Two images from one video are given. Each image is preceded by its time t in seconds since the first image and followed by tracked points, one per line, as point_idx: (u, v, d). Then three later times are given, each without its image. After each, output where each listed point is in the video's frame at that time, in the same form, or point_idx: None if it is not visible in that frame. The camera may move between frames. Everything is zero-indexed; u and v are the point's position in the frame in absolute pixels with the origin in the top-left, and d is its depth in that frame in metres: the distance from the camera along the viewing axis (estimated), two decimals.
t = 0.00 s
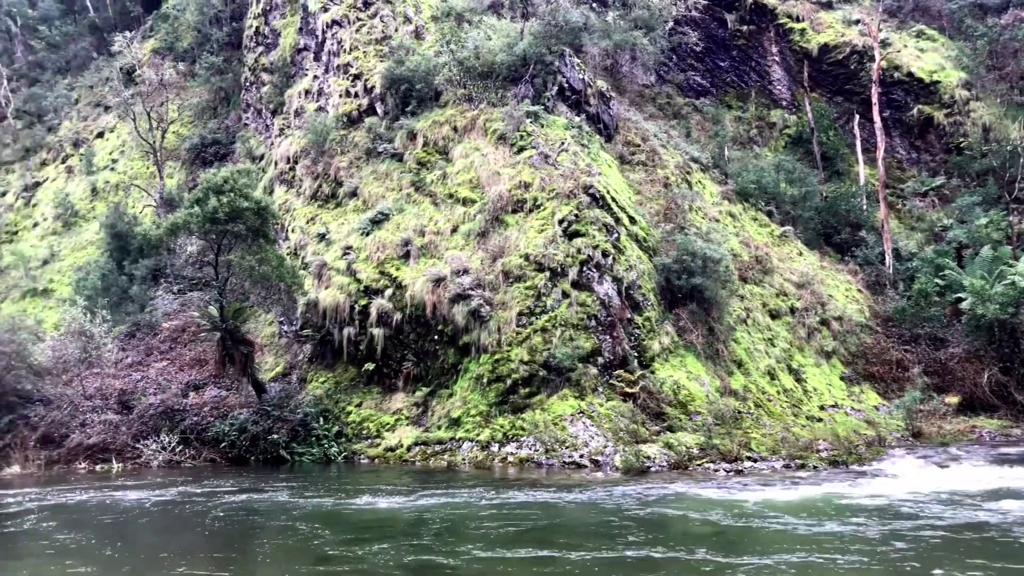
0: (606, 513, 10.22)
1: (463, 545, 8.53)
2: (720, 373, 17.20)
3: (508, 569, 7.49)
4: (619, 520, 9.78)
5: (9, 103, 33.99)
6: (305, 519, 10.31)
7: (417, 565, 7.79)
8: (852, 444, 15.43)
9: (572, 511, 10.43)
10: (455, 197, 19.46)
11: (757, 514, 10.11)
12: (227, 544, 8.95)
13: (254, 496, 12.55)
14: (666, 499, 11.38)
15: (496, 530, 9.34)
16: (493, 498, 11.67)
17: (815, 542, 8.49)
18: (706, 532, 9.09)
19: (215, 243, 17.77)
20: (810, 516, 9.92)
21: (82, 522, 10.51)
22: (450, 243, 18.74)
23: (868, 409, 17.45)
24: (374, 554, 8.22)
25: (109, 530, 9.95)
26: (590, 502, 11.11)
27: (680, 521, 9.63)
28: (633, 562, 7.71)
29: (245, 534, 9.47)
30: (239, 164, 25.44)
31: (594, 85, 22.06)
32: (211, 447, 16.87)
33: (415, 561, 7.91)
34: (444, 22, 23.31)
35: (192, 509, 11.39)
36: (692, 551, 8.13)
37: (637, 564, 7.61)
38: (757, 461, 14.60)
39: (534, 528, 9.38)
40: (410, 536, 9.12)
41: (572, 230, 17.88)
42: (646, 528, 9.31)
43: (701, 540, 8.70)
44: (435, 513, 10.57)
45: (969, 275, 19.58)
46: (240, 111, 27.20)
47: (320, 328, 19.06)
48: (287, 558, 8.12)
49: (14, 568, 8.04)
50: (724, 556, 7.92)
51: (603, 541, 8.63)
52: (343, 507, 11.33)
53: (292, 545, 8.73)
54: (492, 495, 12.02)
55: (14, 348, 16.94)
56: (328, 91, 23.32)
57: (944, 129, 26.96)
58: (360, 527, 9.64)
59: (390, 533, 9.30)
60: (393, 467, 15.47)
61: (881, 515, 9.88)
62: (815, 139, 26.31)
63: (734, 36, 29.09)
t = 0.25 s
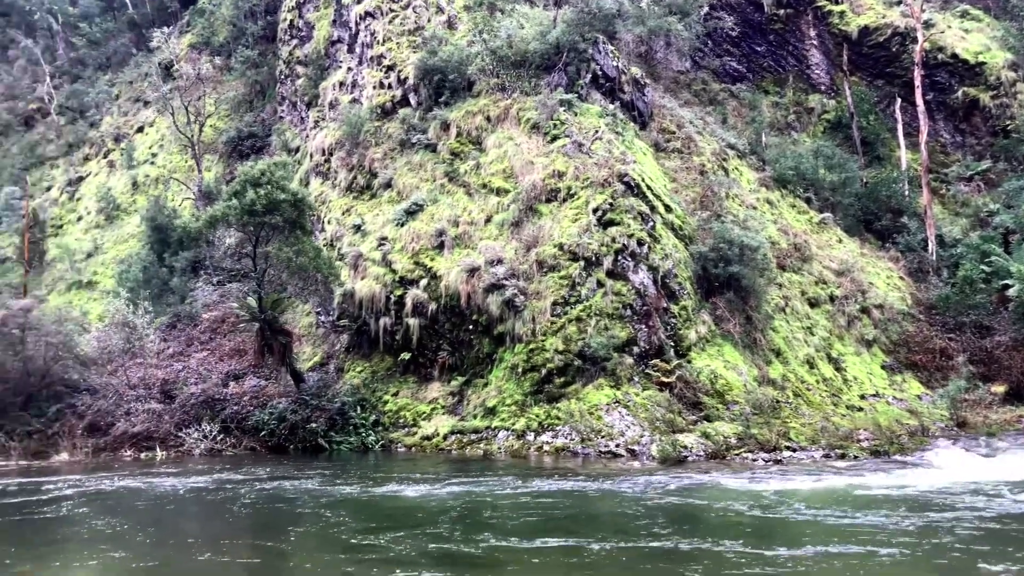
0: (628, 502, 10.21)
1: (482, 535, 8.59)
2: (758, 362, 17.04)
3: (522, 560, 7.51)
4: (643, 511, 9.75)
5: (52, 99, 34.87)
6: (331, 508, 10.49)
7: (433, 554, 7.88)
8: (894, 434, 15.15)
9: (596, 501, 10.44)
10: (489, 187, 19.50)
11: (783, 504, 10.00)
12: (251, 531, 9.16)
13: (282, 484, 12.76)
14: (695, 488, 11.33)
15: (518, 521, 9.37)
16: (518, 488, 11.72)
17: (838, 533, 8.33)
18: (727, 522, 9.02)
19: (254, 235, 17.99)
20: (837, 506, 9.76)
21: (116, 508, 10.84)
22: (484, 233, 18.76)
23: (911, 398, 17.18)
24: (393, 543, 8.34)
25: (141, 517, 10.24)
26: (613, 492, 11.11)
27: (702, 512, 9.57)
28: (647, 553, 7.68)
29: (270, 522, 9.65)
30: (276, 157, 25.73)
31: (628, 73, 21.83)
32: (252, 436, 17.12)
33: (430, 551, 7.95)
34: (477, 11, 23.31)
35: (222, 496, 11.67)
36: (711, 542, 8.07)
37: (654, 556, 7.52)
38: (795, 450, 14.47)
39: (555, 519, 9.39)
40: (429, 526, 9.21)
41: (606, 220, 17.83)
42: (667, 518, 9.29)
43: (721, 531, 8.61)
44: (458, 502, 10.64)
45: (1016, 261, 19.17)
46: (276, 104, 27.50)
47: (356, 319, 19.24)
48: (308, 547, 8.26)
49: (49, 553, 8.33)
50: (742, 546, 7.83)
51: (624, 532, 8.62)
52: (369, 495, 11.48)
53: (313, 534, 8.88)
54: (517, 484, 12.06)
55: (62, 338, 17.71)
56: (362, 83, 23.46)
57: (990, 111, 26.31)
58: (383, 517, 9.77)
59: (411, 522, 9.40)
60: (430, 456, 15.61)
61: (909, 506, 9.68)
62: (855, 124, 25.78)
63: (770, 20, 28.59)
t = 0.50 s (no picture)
0: (655, 463, 10.27)
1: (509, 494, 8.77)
2: (807, 325, 16.82)
3: (546, 519, 7.66)
4: (670, 471, 9.82)
5: (103, 70, 35.62)
6: (365, 467, 10.78)
7: (460, 513, 8.08)
8: (949, 397, 14.78)
9: (624, 461, 10.54)
10: (532, 150, 19.49)
11: (816, 466, 9.91)
12: (288, 490, 9.48)
13: (323, 444, 13.10)
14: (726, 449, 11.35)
15: (545, 481, 9.52)
16: (549, 449, 11.85)
17: (866, 495, 8.28)
18: (754, 483, 9.03)
19: (300, 201, 18.13)
20: (867, 467, 9.67)
21: (163, 466, 11.30)
22: (528, 196, 18.78)
23: (966, 360, 16.86)
24: (422, 502, 8.57)
25: (187, 474, 10.65)
26: (644, 453, 11.16)
27: (732, 474, 9.56)
28: (670, 513, 7.78)
29: (307, 480, 9.98)
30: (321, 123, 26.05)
31: (674, 31, 21.55)
32: (303, 397, 17.51)
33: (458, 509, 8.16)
34: None
35: (265, 456, 12.04)
36: (735, 503, 8.11)
37: (678, 516, 7.61)
38: (845, 413, 14.19)
39: (582, 480, 9.50)
40: (457, 486, 9.40)
41: (652, 181, 17.68)
42: (693, 479, 9.34)
43: (745, 492, 8.63)
44: (490, 463, 10.79)
45: None
46: (319, 70, 27.62)
47: (402, 284, 19.45)
48: (339, 506, 8.54)
49: (101, 508, 8.76)
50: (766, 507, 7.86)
51: (649, 492, 8.70)
52: (402, 455, 11.73)
53: (346, 493, 9.17)
54: (548, 446, 12.20)
55: (120, 303, 18.34)
56: (405, 47, 23.39)
57: None
58: (413, 477, 10.00)
59: (441, 482, 9.62)
60: (477, 417, 15.81)
61: (943, 468, 9.52)
62: (911, 79, 24.95)
63: None
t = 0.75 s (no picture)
0: (686, 427, 10.18)
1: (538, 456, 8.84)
2: (856, 287, 16.52)
3: (576, 480, 7.71)
4: (700, 433, 9.80)
5: (149, 37, 36.08)
6: (397, 428, 10.96)
7: (490, 473, 8.18)
8: (1004, 360, 14.31)
9: (653, 424, 10.55)
10: (574, 111, 19.53)
11: (852, 430, 9.70)
12: (326, 449, 9.74)
13: (361, 404, 13.40)
14: (758, 412, 11.27)
15: (574, 443, 9.57)
16: (579, 412, 11.92)
17: (901, 458, 8.15)
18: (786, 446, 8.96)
19: (344, 165, 18.28)
20: (900, 430, 9.53)
21: (206, 425, 11.72)
22: (570, 158, 18.78)
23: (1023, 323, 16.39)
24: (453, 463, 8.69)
25: (231, 433, 10.97)
26: (674, 416, 11.09)
27: (764, 437, 9.42)
28: (700, 476, 7.76)
29: (342, 441, 10.18)
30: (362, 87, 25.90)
31: None
32: (349, 358, 17.87)
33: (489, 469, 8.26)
34: None
35: (304, 415, 12.42)
36: (767, 465, 8.05)
37: (709, 479, 7.58)
38: (895, 375, 13.87)
39: (611, 442, 9.53)
40: (486, 447, 9.51)
41: (698, 141, 17.49)
42: (722, 442, 9.29)
43: (775, 455, 8.57)
44: (522, 426, 10.83)
45: None
46: (360, 33, 27.54)
47: (445, 247, 19.52)
48: (372, 467, 8.68)
49: (149, 466, 9.01)
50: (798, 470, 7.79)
51: (679, 454, 8.70)
52: (434, 417, 11.90)
53: (378, 454, 9.35)
54: (578, 409, 12.26)
55: (170, 268, 18.87)
56: (445, 9, 23.32)
57: None
58: (444, 438, 10.15)
59: (471, 443, 9.74)
60: (520, 378, 15.97)
61: (982, 432, 9.32)
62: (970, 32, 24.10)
63: None
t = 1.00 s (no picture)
0: (728, 396, 9.78)
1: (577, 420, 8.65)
2: (917, 255, 16.06)
3: (620, 443, 7.49)
4: (745, 401, 9.49)
5: (203, 9, 36.49)
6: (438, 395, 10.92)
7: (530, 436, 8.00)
8: None
9: (695, 392, 10.29)
10: (626, 76, 19.41)
11: (906, 399, 9.18)
12: (366, 411, 9.94)
13: (408, 372, 13.59)
14: (806, 380, 10.93)
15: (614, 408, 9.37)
16: (619, 379, 11.75)
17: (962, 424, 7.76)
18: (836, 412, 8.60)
19: (395, 134, 18.40)
20: (958, 399, 9.08)
21: (250, 390, 12.05)
22: (621, 124, 18.71)
23: None
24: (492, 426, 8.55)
25: (279, 398, 11.21)
26: (715, 385, 10.70)
27: (811, 406, 8.96)
28: (748, 441, 7.46)
29: (383, 406, 10.21)
30: (411, 56, 26.05)
31: None
32: (402, 326, 18.17)
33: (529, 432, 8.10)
34: None
35: (351, 381, 12.69)
36: (820, 430, 7.71)
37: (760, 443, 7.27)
38: (958, 346, 13.18)
39: (652, 408, 9.30)
40: (520, 413, 9.27)
41: (753, 105, 17.02)
42: (766, 410, 8.87)
43: (824, 424, 8.09)
44: (557, 393, 10.60)
45: None
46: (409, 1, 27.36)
47: (495, 216, 19.61)
48: (406, 431, 8.53)
49: (205, 427, 9.30)
50: (854, 434, 7.44)
51: (725, 420, 8.41)
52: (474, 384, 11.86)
53: (416, 418, 9.24)
54: (618, 376, 12.15)
55: (228, 238, 19.25)
56: None
57: None
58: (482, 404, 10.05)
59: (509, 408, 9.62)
60: (571, 347, 15.97)
61: None
62: None
63: None
